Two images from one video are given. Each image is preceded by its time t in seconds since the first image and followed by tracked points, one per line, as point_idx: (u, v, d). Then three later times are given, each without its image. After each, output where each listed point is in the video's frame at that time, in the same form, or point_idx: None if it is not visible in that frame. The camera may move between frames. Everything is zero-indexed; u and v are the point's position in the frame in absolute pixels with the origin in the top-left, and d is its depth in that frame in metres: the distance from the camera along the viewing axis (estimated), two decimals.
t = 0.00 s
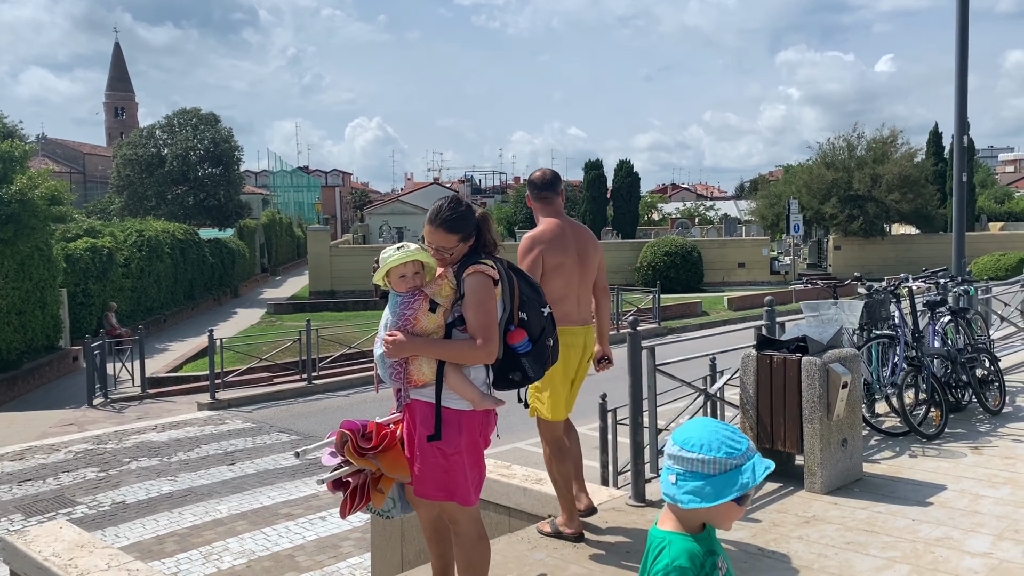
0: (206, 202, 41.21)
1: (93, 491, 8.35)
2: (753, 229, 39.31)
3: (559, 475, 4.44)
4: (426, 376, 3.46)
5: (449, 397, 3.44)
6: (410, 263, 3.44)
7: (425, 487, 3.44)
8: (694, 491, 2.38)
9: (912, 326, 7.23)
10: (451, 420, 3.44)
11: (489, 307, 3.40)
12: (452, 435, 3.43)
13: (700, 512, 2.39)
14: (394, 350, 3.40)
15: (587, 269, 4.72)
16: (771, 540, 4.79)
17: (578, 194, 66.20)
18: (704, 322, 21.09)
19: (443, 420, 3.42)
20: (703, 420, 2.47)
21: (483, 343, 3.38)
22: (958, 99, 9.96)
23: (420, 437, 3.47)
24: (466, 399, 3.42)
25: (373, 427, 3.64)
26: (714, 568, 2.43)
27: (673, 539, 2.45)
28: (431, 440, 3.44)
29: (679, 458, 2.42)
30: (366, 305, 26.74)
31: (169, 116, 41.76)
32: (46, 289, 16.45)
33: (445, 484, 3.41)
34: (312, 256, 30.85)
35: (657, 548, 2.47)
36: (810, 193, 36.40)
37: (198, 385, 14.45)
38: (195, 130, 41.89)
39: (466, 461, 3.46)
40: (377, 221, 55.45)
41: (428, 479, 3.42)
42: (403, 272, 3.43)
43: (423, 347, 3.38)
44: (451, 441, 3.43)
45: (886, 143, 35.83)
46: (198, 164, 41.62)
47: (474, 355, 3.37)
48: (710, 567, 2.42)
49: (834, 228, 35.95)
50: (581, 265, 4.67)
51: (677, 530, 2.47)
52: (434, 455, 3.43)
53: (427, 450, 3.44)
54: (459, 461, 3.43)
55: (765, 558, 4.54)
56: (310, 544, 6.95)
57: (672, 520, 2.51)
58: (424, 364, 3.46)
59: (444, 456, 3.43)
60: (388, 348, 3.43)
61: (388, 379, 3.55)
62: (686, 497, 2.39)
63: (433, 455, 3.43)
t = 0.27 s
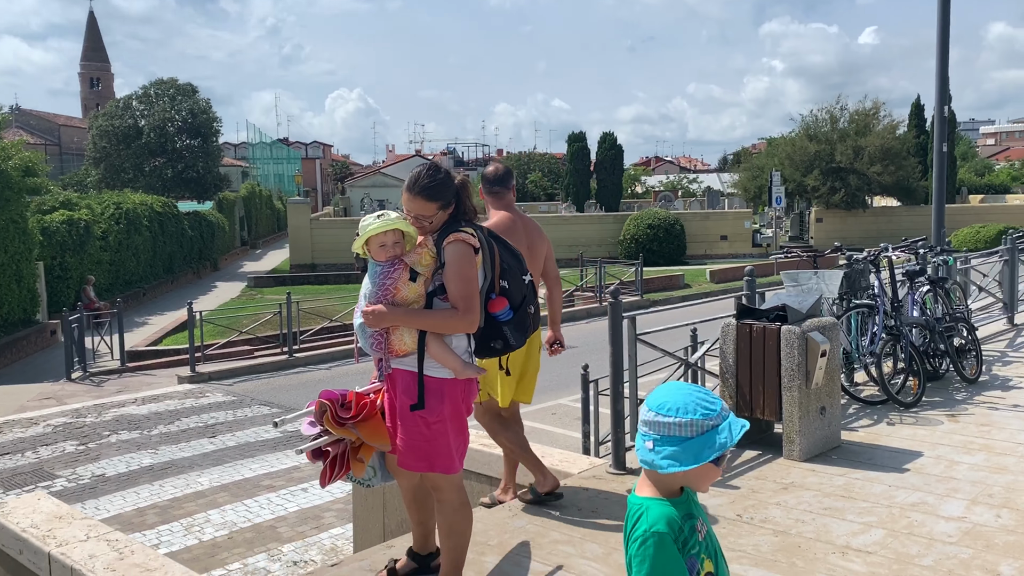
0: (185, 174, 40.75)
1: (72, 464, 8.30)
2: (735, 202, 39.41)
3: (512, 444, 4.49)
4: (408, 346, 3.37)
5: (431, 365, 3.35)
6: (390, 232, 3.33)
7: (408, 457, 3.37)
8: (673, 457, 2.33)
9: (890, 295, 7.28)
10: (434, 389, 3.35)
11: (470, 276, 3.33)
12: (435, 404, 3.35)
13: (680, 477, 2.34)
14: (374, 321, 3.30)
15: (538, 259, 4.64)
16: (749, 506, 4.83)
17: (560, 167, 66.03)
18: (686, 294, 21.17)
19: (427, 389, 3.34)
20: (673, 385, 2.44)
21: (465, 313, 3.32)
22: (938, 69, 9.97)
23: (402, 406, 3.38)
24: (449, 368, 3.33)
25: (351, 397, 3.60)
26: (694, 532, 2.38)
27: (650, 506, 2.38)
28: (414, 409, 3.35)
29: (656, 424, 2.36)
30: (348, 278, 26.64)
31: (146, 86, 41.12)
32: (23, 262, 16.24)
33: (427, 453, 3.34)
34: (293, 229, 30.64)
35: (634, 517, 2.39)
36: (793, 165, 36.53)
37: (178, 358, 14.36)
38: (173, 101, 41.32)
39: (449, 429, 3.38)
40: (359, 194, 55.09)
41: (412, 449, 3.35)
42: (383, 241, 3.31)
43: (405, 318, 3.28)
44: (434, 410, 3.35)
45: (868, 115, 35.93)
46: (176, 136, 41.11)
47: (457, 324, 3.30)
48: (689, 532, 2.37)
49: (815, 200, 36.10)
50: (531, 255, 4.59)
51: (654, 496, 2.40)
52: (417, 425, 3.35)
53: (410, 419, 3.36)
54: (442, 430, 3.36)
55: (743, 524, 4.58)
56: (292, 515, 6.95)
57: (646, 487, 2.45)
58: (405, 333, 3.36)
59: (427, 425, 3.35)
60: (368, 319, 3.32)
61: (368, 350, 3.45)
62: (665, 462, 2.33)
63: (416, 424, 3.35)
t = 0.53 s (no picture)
0: (164, 152, 40.27)
1: (52, 444, 8.27)
2: (717, 179, 39.48)
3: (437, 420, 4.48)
4: (390, 325, 3.33)
5: (413, 343, 3.31)
6: (372, 211, 3.31)
7: (391, 437, 3.34)
8: (646, 436, 2.34)
9: (870, 272, 7.35)
10: (416, 367, 3.32)
11: (453, 255, 3.30)
12: (417, 382, 3.32)
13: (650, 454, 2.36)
14: (357, 301, 3.31)
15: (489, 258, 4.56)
16: (728, 481, 4.88)
17: (543, 143, 65.82)
18: (668, 272, 21.25)
19: (408, 369, 3.31)
20: (650, 364, 2.46)
21: (447, 292, 3.29)
22: (918, 47, 10.00)
23: (383, 385, 3.35)
24: (431, 346, 3.31)
25: (329, 377, 3.61)
26: (662, 510, 2.39)
27: (619, 480, 2.41)
28: (396, 387, 3.33)
29: (630, 402, 2.39)
30: (330, 256, 26.53)
31: (122, 62, 40.51)
32: None
33: (408, 432, 3.30)
34: (275, 207, 30.41)
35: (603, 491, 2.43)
36: (775, 142, 36.61)
37: (159, 338, 14.27)
38: (150, 77, 40.75)
39: (431, 407, 3.36)
40: (341, 172, 54.70)
41: (394, 428, 3.32)
42: (366, 219, 3.29)
43: (387, 298, 3.27)
44: (417, 388, 3.32)
45: (849, 92, 36.02)
46: (154, 112, 40.55)
47: (439, 304, 3.27)
48: (657, 509, 2.38)
49: (797, 177, 36.23)
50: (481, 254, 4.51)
51: (626, 472, 2.42)
52: (399, 403, 3.32)
53: (391, 398, 3.34)
54: (424, 409, 3.33)
55: (723, 499, 4.63)
56: (275, 494, 6.96)
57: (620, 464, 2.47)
58: (387, 313, 3.33)
59: (409, 404, 3.32)
60: (350, 299, 3.32)
61: (350, 329, 3.44)
62: (636, 440, 2.36)
63: (398, 404, 3.32)
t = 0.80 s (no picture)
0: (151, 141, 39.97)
1: (42, 435, 8.24)
2: (707, 165, 39.51)
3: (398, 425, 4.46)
4: (380, 314, 3.35)
5: (402, 332, 3.31)
6: (363, 199, 3.30)
7: (381, 424, 3.34)
8: (633, 426, 2.35)
9: (858, 258, 7.38)
10: (405, 356, 3.32)
11: (443, 243, 3.28)
12: (407, 370, 3.32)
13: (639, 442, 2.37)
14: (346, 289, 3.31)
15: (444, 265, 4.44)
16: (718, 466, 4.91)
17: (533, 131, 65.66)
18: (658, 258, 21.28)
19: (398, 357, 3.30)
20: (635, 353, 2.47)
21: (438, 281, 3.27)
22: (906, 33, 10.01)
23: (373, 373, 3.36)
24: (420, 335, 3.30)
25: (316, 365, 3.60)
26: (647, 490, 2.42)
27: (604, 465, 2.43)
28: (385, 375, 3.33)
29: (615, 394, 2.38)
30: (320, 246, 26.46)
31: (108, 50, 40.15)
32: None
33: (398, 420, 3.31)
34: (264, 196, 30.27)
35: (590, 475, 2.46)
36: (764, 128, 36.63)
37: (148, 328, 14.22)
38: (137, 65, 40.40)
39: (422, 395, 3.36)
40: (330, 160, 54.45)
41: (384, 415, 3.33)
42: (356, 208, 3.29)
43: (377, 286, 3.27)
44: (406, 376, 3.32)
45: (838, 78, 36.06)
46: (141, 101, 40.22)
47: (428, 293, 3.25)
48: (641, 489, 2.41)
49: (786, 163, 36.28)
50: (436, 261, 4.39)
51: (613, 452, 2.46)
52: (388, 392, 3.32)
53: (382, 386, 3.34)
54: (415, 397, 3.33)
55: (712, 484, 4.66)
56: (266, 483, 6.97)
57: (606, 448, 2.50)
58: (377, 302, 3.34)
59: (399, 392, 3.33)
60: (340, 287, 3.32)
61: (340, 318, 3.44)
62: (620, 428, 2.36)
63: (387, 392, 3.32)
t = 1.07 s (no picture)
0: (147, 135, 39.84)
1: (41, 430, 8.25)
2: (705, 155, 39.46)
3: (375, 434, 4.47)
4: (378, 306, 3.35)
5: (401, 324, 3.31)
6: (361, 191, 3.30)
7: (381, 415, 3.35)
8: (635, 414, 2.38)
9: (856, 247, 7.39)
10: (405, 347, 3.32)
11: (441, 235, 3.27)
12: (406, 362, 3.32)
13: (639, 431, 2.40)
14: (344, 281, 3.31)
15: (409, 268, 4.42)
16: (717, 456, 4.92)
17: (530, 122, 65.54)
18: (656, 249, 21.27)
19: (397, 348, 3.30)
20: (633, 343, 2.47)
21: (436, 272, 3.26)
22: (904, 22, 9.98)
23: (373, 365, 3.36)
24: (418, 328, 3.29)
25: (315, 357, 3.60)
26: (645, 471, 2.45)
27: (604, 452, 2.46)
28: (385, 367, 3.33)
29: (615, 383, 2.39)
30: (317, 239, 26.44)
31: (103, 44, 40.00)
32: None
33: (399, 411, 3.31)
34: (260, 189, 30.21)
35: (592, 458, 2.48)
36: (761, 118, 36.59)
37: (146, 322, 14.21)
38: (132, 59, 40.26)
39: (421, 387, 3.36)
40: (327, 153, 54.34)
41: (384, 407, 3.34)
42: (354, 200, 3.29)
43: (375, 278, 3.26)
44: (405, 368, 3.32)
45: (835, 67, 36.00)
46: (136, 95, 40.10)
47: (426, 284, 3.25)
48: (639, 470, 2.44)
49: (784, 153, 36.23)
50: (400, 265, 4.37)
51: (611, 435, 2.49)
52: (388, 383, 3.33)
53: (381, 378, 3.34)
54: (414, 388, 3.33)
55: (711, 473, 4.67)
56: (265, 476, 6.97)
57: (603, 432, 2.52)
58: (376, 293, 3.34)
59: (398, 383, 3.33)
60: (338, 279, 3.32)
61: (339, 310, 3.45)
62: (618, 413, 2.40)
63: (387, 383, 3.33)
